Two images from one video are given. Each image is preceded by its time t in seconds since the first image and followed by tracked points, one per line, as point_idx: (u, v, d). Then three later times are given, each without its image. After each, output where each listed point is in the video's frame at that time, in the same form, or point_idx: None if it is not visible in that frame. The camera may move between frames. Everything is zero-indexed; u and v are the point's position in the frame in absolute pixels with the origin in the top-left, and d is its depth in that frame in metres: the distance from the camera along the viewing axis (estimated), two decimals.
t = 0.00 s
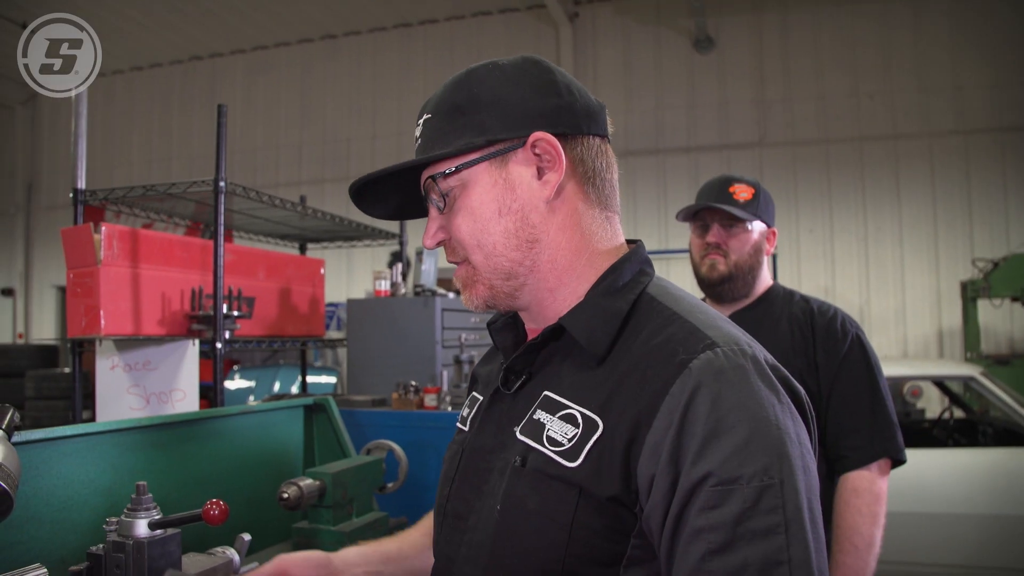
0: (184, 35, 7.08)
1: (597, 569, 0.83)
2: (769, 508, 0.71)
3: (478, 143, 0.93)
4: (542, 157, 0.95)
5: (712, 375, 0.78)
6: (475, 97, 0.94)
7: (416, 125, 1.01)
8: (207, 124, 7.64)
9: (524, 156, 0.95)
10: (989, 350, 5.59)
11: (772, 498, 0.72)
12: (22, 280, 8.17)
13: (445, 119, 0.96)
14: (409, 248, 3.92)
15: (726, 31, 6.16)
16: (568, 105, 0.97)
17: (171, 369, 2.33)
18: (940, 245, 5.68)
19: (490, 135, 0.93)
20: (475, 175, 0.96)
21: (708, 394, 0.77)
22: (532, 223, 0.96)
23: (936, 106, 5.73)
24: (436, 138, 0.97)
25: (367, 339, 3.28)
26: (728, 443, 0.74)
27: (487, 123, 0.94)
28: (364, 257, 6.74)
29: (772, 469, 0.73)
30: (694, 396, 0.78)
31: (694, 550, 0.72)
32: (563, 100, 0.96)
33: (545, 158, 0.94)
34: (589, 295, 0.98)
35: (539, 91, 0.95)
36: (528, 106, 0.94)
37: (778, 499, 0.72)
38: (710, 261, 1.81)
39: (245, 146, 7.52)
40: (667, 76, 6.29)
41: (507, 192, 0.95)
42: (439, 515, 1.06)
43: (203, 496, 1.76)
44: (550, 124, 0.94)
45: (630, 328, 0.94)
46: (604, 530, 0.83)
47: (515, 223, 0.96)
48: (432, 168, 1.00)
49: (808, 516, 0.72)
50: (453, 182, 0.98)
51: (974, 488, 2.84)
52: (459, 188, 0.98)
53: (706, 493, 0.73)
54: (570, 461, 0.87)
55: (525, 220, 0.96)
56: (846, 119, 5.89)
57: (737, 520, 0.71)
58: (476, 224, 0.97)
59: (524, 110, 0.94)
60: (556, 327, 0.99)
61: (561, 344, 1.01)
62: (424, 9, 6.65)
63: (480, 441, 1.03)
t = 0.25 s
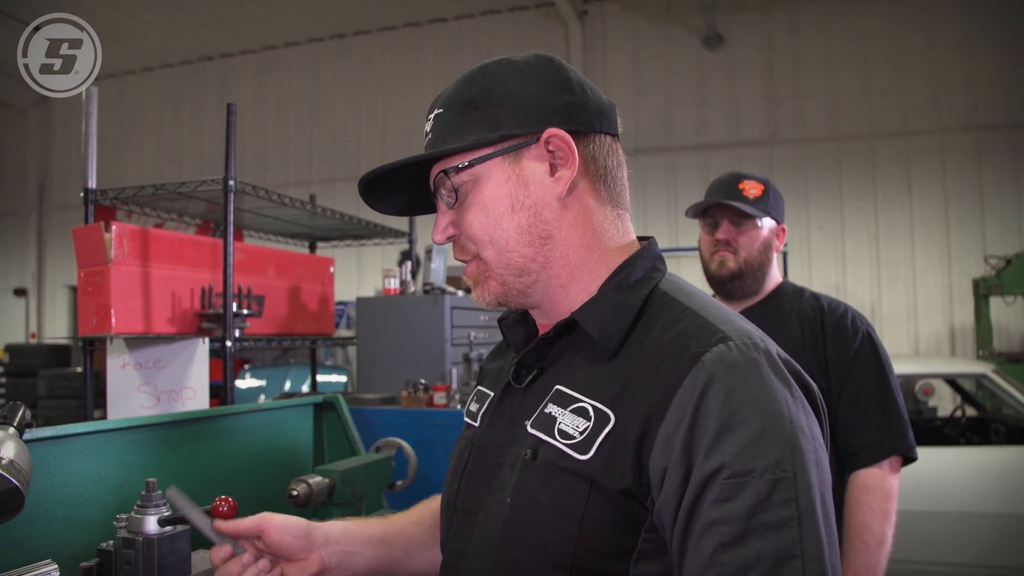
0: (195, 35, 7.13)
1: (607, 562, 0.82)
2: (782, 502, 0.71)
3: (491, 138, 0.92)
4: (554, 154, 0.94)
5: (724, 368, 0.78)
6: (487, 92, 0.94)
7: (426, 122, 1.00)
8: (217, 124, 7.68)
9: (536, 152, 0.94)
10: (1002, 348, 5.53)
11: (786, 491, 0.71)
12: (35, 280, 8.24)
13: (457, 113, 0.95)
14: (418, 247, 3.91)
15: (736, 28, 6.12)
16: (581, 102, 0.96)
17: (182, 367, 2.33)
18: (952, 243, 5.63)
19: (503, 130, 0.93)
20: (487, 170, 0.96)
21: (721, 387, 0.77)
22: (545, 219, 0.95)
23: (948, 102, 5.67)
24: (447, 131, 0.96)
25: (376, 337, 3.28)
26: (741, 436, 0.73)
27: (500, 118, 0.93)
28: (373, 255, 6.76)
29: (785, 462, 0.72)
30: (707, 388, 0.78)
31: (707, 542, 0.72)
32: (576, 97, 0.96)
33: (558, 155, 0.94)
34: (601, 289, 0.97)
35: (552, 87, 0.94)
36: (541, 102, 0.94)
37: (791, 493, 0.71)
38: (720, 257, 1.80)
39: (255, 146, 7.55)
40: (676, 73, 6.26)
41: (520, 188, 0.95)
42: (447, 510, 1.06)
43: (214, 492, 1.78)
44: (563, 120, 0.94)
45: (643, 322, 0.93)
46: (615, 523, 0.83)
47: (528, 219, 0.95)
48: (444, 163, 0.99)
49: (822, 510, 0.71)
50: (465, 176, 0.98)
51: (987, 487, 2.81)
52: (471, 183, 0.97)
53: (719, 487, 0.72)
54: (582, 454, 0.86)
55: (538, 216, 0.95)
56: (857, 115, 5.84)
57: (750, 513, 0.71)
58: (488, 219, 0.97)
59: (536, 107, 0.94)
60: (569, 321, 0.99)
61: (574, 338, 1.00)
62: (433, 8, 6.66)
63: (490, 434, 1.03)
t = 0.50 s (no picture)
0: (202, 31, 7.14)
1: (615, 554, 0.82)
2: (793, 493, 0.70)
3: (506, 129, 0.92)
4: (569, 148, 0.94)
5: (735, 360, 0.77)
6: (503, 82, 0.93)
7: (435, 110, 1.00)
8: (225, 121, 7.70)
9: (551, 146, 0.94)
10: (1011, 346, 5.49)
11: (797, 483, 0.70)
12: (43, 275, 8.29)
13: (471, 103, 0.94)
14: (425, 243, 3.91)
15: (744, 24, 6.09)
16: (595, 97, 0.96)
17: (189, 361, 2.35)
18: (961, 240, 5.58)
19: (520, 121, 0.92)
20: (501, 161, 0.94)
21: (731, 378, 0.76)
22: (557, 212, 0.95)
23: (959, 98, 5.62)
24: (459, 121, 0.95)
25: (382, 333, 3.28)
26: (752, 428, 0.72)
27: (515, 110, 0.92)
28: (380, 251, 6.76)
29: (797, 454, 0.71)
30: (717, 380, 0.77)
31: (717, 534, 0.71)
32: (590, 92, 0.96)
33: (572, 149, 0.94)
34: (609, 282, 0.97)
35: (567, 81, 0.94)
36: (556, 96, 0.93)
37: (802, 485, 0.70)
38: (727, 252, 1.79)
39: (262, 141, 7.56)
40: (684, 69, 6.23)
41: (534, 180, 0.94)
42: (452, 502, 1.06)
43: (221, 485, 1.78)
44: (578, 115, 0.94)
45: (651, 315, 0.93)
46: (622, 514, 0.82)
47: (540, 211, 0.94)
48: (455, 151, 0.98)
49: (832, 502, 0.71)
50: (477, 166, 0.96)
51: (994, 484, 2.79)
52: (483, 173, 0.96)
53: (729, 479, 0.72)
54: (589, 446, 0.86)
55: (551, 210, 0.94)
56: (866, 111, 5.80)
57: (760, 505, 0.70)
58: (500, 211, 0.96)
59: (551, 100, 0.93)
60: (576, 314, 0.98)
61: (581, 331, 1.00)
62: (440, 5, 6.64)
63: (495, 426, 1.02)
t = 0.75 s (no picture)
0: (205, 27, 7.14)
1: (609, 547, 0.81)
2: (784, 485, 0.70)
3: (517, 121, 0.91)
4: (577, 144, 0.94)
5: (727, 352, 0.77)
6: (515, 75, 0.92)
7: (443, 95, 0.99)
8: (226, 116, 7.69)
9: (560, 140, 0.93)
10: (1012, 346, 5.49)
11: (788, 475, 0.70)
12: (44, 271, 8.30)
13: (482, 93, 0.94)
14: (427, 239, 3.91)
15: (747, 22, 6.07)
16: (605, 94, 0.96)
17: (191, 355, 2.35)
18: (962, 239, 5.57)
19: (531, 114, 0.92)
20: (508, 153, 0.94)
21: (724, 370, 0.76)
22: (562, 207, 0.94)
23: (962, 96, 5.60)
24: (466, 111, 0.95)
25: (383, 329, 3.28)
26: (743, 419, 0.72)
27: (526, 102, 0.92)
28: (382, 247, 6.76)
29: (789, 446, 0.71)
30: (710, 372, 0.77)
31: (708, 525, 0.71)
32: (601, 89, 0.95)
33: (581, 146, 0.94)
34: (606, 276, 0.97)
35: (580, 77, 0.94)
36: (569, 91, 0.93)
37: (794, 476, 0.70)
38: (729, 249, 1.79)
39: (264, 138, 7.56)
40: (686, 67, 6.22)
41: (542, 174, 0.94)
42: (450, 496, 1.06)
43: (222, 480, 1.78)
44: (589, 112, 0.94)
45: (647, 308, 0.93)
46: (617, 507, 0.82)
47: (545, 206, 0.94)
48: (464, 139, 0.97)
49: (824, 494, 0.71)
50: (485, 157, 0.96)
51: (994, 483, 2.79)
52: (490, 164, 0.95)
53: (721, 471, 0.71)
54: (584, 439, 0.86)
55: (557, 205, 0.94)
56: (868, 110, 5.79)
57: (752, 497, 0.70)
58: (505, 203, 0.95)
59: (563, 95, 0.92)
60: (573, 308, 0.98)
61: (577, 326, 1.00)
62: (443, 1, 6.63)
63: (491, 421, 1.02)
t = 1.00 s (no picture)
0: (206, 31, 7.16)
1: (605, 552, 0.82)
2: (779, 489, 0.70)
3: (516, 128, 0.91)
4: (576, 150, 0.94)
5: (721, 356, 0.77)
6: (515, 80, 0.92)
7: (442, 98, 0.99)
8: (227, 120, 7.71)
9: (559, 146, 0.93)
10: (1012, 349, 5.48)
11: (783, 479, 0.70)
12: (44, 275, 8.30)
13: (481, 97, 0.93)
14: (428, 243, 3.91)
15: (747, 26, 6.09)
16: (605, 99, 0.96)
17: (191, 359, 2.36)
18: (962, 243, 5.58)
19: (530, 120, 0.91)
20: (507, 159, 0.94)
21: (718, 375, 0.76)
22: (560, 214, 0.95)
23: (961, 100, 5.61)
24: (465, 116, 0.94)
25: (383, 332, 3.29)
26: (737, 424, 0.72)
27: (526, 108, 0.91)
28: (382, 251, 6.76)
29: (783, 450, 0.71)
30: (704, 377, 0.77)
31: (704, 530, 0.71)
32: (601, 94, 0.95)
33: (580, 152, 0.94)
34: (602, 280, 0.97)
35: (580, 81, 0.93)
36: (569, 96, 0.92)
37: (789, 481, 0.70)
38: (730, 253, 1.79)
39: (265, 141, 7.58)
40: (686, 71, 6.23)
41: (540, 181, 0.94)
42: (447, 501, 1.06)
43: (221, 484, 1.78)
44: (588, 117, 0.93)
45: (642, 312, 0.93)
46: (612, 511, 0.82)
47: (543, 212, 0.94)
48: (462, 144, 0.96)
49: (819, 498, 0.71)
50: (484, 162, 0.95)
51: (995, 487, 2.78)
52: (488, 169, 0.95)
53: (715, 476, 0.71)
54: (579, 444, 0.86)
55: (555, 211, 0.94)
56: (868, 114, 5.80)
57: (746, 501, 0.70)
58: (503, 209, 0.95)
59: (562, 101, 0.92)
60: (568, 313, 0.98)
61: (572, 331, 1.00)
62: (444, 5, 6.64)
63: (488, 426, 1.02)
